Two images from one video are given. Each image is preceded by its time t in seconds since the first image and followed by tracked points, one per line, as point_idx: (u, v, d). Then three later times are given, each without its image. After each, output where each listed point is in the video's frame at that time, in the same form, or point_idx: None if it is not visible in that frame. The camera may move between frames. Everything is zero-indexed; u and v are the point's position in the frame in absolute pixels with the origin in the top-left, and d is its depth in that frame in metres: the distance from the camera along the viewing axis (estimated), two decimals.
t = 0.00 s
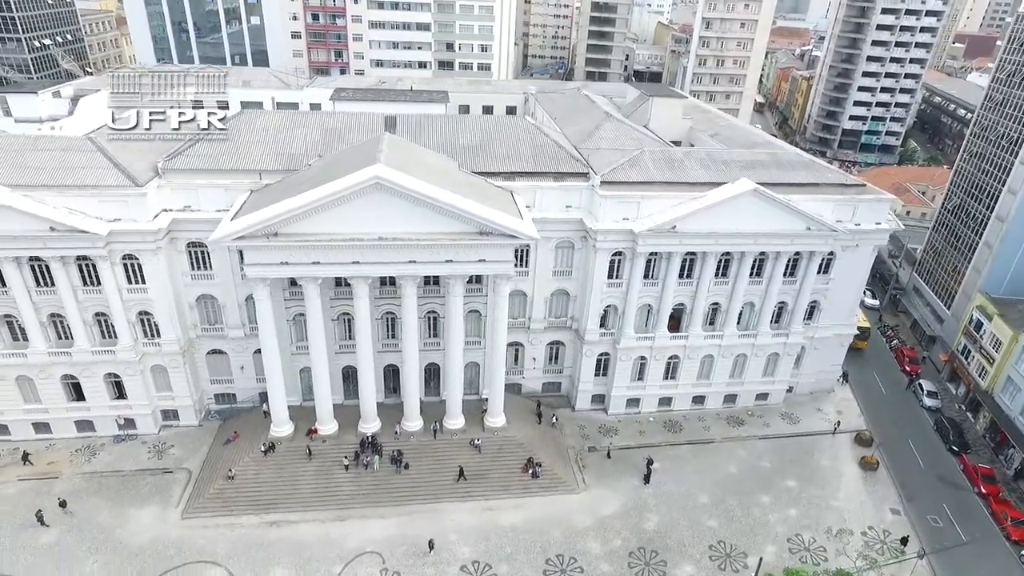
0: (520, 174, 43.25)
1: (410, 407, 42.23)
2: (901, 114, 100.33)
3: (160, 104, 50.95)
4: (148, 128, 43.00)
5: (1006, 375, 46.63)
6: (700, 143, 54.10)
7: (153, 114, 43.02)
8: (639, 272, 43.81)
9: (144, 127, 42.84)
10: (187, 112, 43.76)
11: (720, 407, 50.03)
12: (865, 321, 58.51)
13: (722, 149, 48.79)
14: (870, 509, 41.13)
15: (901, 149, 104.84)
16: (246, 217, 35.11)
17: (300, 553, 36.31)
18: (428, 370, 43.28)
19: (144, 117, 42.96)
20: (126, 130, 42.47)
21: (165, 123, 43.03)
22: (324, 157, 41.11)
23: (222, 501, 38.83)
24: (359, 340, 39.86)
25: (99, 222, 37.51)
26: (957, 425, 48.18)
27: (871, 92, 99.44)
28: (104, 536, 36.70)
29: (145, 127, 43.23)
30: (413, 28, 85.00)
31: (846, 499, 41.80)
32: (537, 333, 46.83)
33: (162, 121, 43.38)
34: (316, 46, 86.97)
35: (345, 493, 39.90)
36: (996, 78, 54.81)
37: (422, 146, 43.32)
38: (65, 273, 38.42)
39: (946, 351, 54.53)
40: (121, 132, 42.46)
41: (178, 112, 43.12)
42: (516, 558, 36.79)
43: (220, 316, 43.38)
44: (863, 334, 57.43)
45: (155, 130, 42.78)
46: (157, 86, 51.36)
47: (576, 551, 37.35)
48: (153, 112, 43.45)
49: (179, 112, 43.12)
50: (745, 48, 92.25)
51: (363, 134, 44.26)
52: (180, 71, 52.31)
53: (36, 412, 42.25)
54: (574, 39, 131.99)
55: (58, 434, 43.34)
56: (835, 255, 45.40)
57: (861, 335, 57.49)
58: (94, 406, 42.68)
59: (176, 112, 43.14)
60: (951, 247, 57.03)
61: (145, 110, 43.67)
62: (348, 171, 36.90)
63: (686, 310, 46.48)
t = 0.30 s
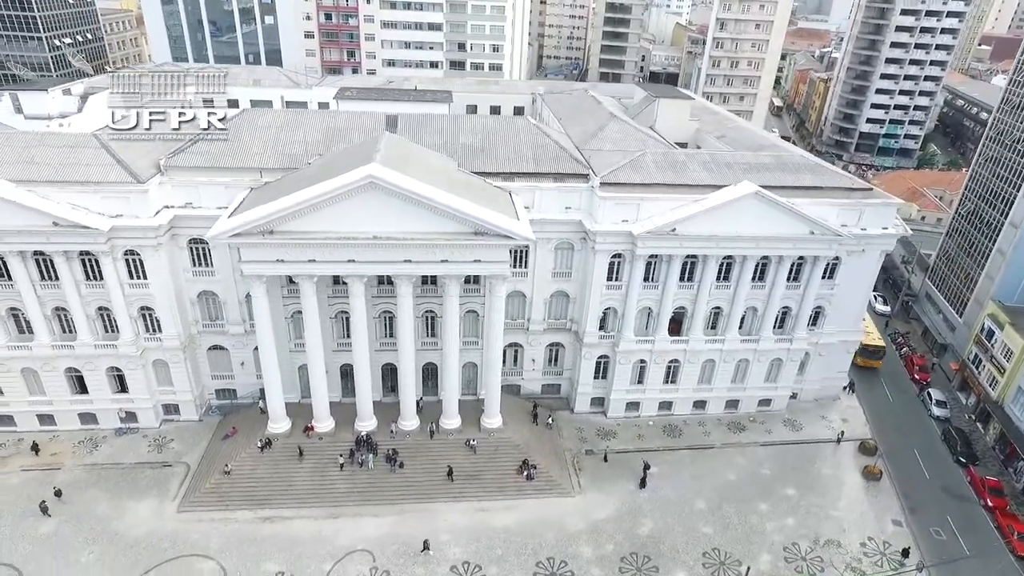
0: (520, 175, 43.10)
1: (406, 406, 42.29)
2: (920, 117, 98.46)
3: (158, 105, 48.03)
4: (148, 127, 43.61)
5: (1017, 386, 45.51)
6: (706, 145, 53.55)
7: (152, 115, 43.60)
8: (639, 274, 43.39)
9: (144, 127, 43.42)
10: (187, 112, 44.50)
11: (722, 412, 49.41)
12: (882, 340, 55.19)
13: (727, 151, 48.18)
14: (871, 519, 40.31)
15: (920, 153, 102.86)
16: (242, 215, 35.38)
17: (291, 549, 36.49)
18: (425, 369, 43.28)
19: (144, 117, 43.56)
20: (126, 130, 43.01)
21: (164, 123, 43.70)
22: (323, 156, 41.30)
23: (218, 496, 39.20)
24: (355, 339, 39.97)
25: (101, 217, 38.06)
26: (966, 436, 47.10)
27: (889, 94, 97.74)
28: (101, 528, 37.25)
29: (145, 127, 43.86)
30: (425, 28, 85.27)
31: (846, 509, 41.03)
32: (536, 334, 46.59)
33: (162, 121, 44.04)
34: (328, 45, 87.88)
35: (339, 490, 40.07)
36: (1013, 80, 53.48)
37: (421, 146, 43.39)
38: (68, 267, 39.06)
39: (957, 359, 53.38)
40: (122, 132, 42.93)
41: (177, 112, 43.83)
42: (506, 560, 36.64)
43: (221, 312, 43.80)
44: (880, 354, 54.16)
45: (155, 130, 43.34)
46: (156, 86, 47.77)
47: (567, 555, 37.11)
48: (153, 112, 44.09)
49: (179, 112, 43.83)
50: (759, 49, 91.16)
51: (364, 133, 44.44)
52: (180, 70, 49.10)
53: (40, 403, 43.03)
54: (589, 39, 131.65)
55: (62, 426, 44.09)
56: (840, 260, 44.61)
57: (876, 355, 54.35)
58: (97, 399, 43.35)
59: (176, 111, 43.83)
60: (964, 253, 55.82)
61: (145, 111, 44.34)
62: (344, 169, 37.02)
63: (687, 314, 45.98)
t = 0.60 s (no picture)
0: (522, 175, 43.00)
1: (404, 405, 42.35)
2: (943, 120, 96.34)
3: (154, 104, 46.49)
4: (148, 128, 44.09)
5: None
6: (715, 147, 52.93)
7: (153, 115, 44.14)
8: (641, 277, 42.93)
9: (145, 126, 43.94)
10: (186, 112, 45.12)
11: (725, 418, 48.72)
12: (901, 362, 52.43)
13: (734, 154, 47.50)
14: (873, 532, 39.43)
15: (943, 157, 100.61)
16: (242, 212, 35.73)
17: (285, 544, 36.74)
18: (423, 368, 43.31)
19: (144, 116, 44.07)
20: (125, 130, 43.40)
21: (165, 122, 44.35)
22: (325, 155, 41.54)
23: (216, 490, 39.63)
24: (353, 337, 40.11)
25: (107, 213, 38.70)
26: (977, 448, 45.85)
27: (911, 97, 95.78)
28: (101, 518, 37.88)
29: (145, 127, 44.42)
30: (439, 28, 85.57)
31: (848, 520, 40.19)
32: (537, 336, 46.37)
33: (162, 121, 44.64)
34: (343, 44, 88.17)
35: (335, 488, 40.25)
36: None
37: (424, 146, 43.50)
38: (76, 261, 39.80)
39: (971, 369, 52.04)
40: (122, 131, 43.39)
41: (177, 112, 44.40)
42: (498, 561, 36.52)
43: (225, 308, 44.28)
44: (898, 377, 51.43)
45: (155, 130, 43.89)
46: (157, 87, 46.89)
47: (560, 558, 36.85)
48: (152, 111, 44.60)
49: (178, 112, 44.52)
50: (777, 51, 89.86)
51: (368, 132, 44.66)
52: (179, 70, 48.00)
53: (48, 394, 43.94)
54: (606, 40, 131.12)
55: (69, 417, 44.98)
56: (848, 265, 43.69)
57: (894, 377, 51.59)
58: (103, 391, 44.13)
59: (176, 111, 44.44)
60: (980, 261, 54.40)
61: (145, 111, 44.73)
62: (344, 168, 37.19)
63: (690, 318, 45.40)
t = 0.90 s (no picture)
0: (530, 176, 42.83)
1: (408, 403, 42.51)
2: (977, 125, 93.50)
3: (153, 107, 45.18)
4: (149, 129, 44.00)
5: None
6: (731, 150, 52.12)
7: (153, 114, 44.24)
8: (649, 281, 42.43)
9: (144, 126, 44.06)
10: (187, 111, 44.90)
11: (734, 426, 47.88)
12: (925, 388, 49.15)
13: (748, 157, 46.70)
14: (882, 547, 38.39)
15: (976, 164, 97.69)
16: (249, 208, 36.24)
17: (284, 538, 37.15)
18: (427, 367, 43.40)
19: (144, 116, 44.15)
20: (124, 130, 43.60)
21: (165, 122, 44.33)
22: (334, 153, 41.93)
23: (221, 481, 40.25)
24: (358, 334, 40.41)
25: (122, 207, 39.56)
26: (997, 466, 44.31)
27: (943, 101, 93.16)
28: (110, 505, 38.75)
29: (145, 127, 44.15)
30: (460, 28, 85.85)
31: (856, 534, 39.19)
32: (544, 337, 46.10)
33: (162, 120, 44.68)
34: (366, 44, 89.18)
35: (337, 483, 40.58)
36: None
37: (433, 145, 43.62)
38: (91, 254, 40.78)
39: (994, 383, 50.33)
40: (121, 131, 43.49)
41: (177, 111, 44.29)
42: (495, 563, 36.43)
43: (235, 303, 44.95)
44: (924, 405, 48.19)
45: (155, 130, 43.99)
46: (159, 87, 45.46)
47: (557, 562, 36.61)
48: (153, 111, 44.75)
49: (179, 112, 44.34)
50: (803, 52, 88.08)
51: (379, 131, 44.95)
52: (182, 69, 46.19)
53: (64, 383, 45.11)
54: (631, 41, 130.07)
55: (84, 405, 46.12)
56: (863, 273, 42.60)
57: (915, 406, 48.42)
58: (117, 381, 45.15)
59: (176, 112, 44.39)
60: (1007, 271, 52.63)
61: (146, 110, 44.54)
62: (350, 166, 37.46)
63: (698, 323, 44.73)
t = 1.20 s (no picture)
0: (539, 177, 42.65)
1: (412, 402, 42.65)
2: (1015, 131, 90.26)
3: (160, 104, 45.78)
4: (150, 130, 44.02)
5: None
6: (748, 154, 51.22)
7: (153, 114, 44.00)
8: (657, 285, 41.87)
9: (145, 127, 43.89)
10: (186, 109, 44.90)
11: (744, 435, 46.97)
12: (951, 419, 45.83)
13: (763, 161, 45.79)
14: (891, 565, 37.28)
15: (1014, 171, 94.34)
16: (258, 204, 36.78)
17: (285, 531, 37.59)
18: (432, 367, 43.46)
19: (144, 116, 43.82)
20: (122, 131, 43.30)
21: (165, 122, 44.21)
22: (345, 152, 42.30)
23: (226, 473, 40.91)
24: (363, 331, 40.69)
25: (138, 201, 40.50)
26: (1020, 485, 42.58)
27: (980, 105, 90.16)
28: (119, 492, 39.70)
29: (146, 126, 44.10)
30: (483, 28, 86.07)
31: (864, 550, 38.11)
32: (551, 340, 45.81)
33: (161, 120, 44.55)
34: (389, 44, 89.77)
35: (340, 478, 40.91)
36: None
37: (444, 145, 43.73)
38: (109, 247, 41.84)
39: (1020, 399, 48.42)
40: (121, 132, 43.20)
41: (177, 111, 44.21)
42: (491, 564, 36.33)
43: (247, 297, 45.65)
44: (950, 437, 44.86)
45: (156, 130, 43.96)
46: (159, 87, 46.08)
47: (554, 566, 36.35)
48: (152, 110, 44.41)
49: (178, 111, 44.24)
50: (833, 55, 86.09)
51: (391, 130, 45.22)
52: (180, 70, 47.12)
53: (83, 371, 46.39)
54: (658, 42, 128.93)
55: (101, 394, 47.35)
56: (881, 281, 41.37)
57: (940, 439, 45.04)
58: (132, 371, 46.25)
59: (176, 111, 44.32)
60: None
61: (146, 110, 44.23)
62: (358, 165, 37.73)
63: (708, 329, 43.98)
